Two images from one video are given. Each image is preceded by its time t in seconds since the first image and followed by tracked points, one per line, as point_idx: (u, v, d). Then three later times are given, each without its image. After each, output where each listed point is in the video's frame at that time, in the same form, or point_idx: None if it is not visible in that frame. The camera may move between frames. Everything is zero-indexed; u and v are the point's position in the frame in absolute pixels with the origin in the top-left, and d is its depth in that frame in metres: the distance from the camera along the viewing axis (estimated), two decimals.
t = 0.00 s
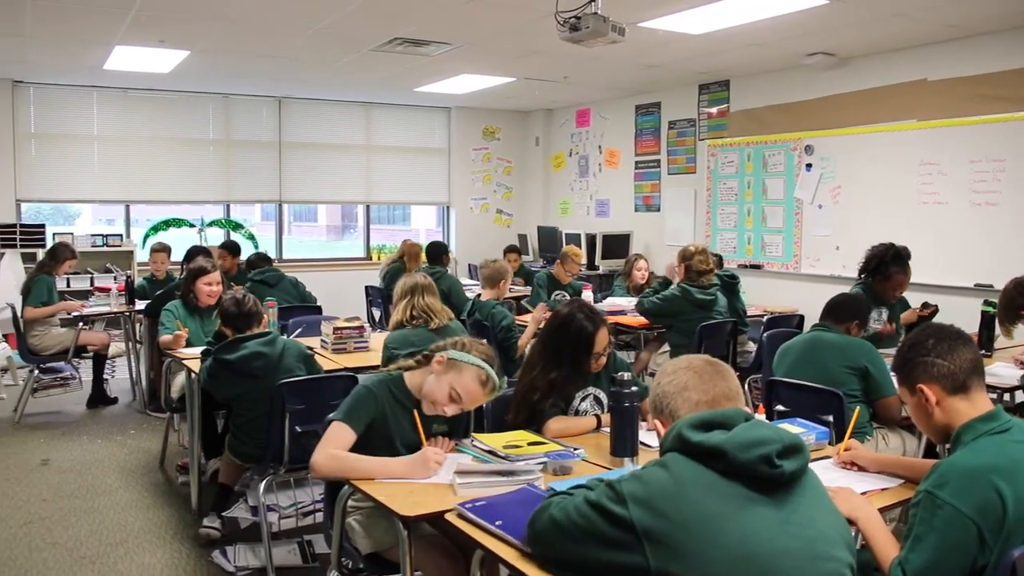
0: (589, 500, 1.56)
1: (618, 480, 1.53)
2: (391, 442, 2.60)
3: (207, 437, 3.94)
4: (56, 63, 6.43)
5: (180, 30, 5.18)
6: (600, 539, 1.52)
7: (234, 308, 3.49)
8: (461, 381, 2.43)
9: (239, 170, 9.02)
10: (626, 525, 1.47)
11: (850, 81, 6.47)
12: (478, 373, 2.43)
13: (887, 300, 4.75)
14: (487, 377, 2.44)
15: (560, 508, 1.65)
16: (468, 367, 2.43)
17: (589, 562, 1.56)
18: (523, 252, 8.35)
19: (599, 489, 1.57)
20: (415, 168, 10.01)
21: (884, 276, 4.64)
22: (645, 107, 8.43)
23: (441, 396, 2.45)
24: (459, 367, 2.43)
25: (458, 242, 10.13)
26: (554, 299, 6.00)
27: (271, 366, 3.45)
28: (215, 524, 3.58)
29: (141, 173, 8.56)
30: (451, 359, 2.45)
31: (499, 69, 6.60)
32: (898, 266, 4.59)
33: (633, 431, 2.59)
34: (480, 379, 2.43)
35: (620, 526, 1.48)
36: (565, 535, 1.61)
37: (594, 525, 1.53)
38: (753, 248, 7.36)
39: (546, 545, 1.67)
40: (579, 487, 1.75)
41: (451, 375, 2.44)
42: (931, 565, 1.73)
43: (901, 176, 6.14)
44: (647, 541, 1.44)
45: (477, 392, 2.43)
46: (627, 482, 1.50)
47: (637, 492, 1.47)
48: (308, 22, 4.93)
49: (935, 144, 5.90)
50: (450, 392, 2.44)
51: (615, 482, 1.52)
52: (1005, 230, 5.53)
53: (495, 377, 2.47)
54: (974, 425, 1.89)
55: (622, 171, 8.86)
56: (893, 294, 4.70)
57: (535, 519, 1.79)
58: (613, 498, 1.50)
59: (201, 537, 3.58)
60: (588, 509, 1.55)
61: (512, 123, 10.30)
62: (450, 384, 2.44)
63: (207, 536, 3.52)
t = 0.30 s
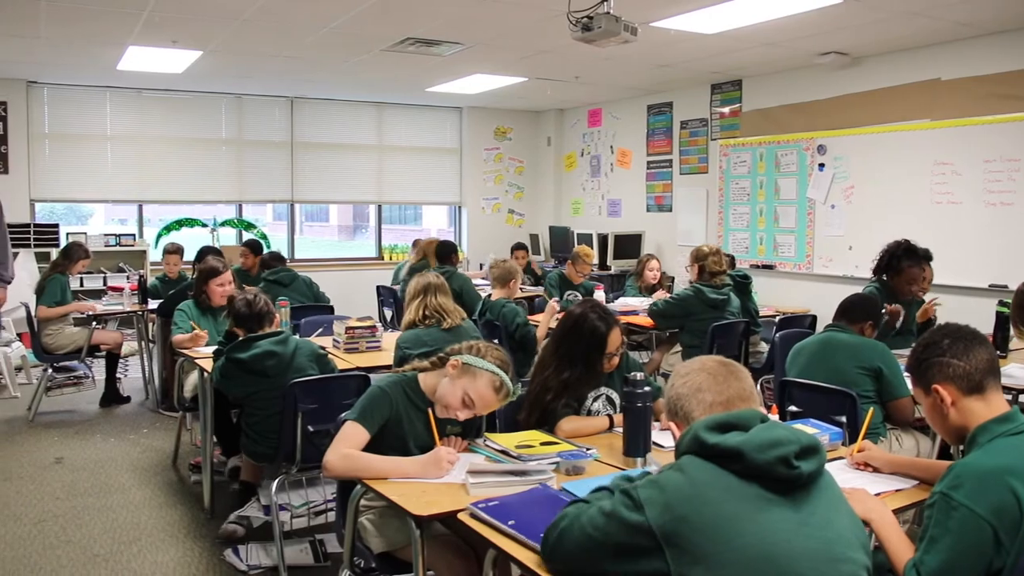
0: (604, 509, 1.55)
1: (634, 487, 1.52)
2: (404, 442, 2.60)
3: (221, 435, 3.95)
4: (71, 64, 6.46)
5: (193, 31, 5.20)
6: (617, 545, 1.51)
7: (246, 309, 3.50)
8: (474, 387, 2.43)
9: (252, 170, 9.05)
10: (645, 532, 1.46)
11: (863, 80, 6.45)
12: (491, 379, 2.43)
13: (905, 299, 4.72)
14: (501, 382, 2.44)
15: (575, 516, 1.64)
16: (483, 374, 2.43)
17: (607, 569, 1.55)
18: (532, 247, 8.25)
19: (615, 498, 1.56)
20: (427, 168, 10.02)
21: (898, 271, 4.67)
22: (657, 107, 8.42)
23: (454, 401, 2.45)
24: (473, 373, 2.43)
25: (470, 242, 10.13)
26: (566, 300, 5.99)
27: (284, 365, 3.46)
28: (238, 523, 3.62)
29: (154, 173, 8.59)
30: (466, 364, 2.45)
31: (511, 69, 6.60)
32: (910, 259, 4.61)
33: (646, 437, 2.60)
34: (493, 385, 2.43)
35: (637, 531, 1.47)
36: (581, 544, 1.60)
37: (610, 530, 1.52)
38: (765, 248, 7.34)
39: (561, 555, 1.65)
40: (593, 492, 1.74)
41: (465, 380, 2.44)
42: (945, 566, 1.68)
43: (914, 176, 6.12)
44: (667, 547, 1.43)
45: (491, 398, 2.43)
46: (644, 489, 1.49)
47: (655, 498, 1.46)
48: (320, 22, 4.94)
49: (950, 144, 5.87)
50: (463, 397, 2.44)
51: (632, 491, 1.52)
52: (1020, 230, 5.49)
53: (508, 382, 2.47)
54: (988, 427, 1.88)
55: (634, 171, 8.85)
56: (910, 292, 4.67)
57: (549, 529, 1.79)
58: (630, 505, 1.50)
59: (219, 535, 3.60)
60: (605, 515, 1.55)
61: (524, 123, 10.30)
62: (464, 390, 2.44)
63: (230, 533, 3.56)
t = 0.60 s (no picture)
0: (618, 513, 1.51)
1: (648, 490, 1.48)
2: (418, 443, 2.61)
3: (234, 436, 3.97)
4: (86, 66, 6.50)
5: (207, 33, 5.22)
6: (632, 550, 1.45)
7: (262, 310, 3.52)
8: (488, 390, 2.43)
9: (265, 171, 9.08)
10: (662, 535, 1.41)
11: (877, 80, 6.43)
12: (506, 383, 2.43)
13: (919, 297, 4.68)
14: (514, 386, 2.44)
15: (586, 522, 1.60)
16: (497, 377, 2.43)
17: None
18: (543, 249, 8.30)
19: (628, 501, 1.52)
20: (439, 169, 10.03)
21: (905, 270, 4.65)
22: (669, 108, 8.42)
23: (468, 404, 2.46)
24: (487, 376, 2.43)
25: (482, 243, 10.14)
26: (580, 300, 5.99)
27: (298, 366, 3.47)
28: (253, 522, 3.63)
29: (167, 174, 8.63)
30: (480, 367, 2.45)
31: (523, 70, 6.61)
32: (912, 256, 4.61)
33: (660, 436, 2.57)
34: (507, 389, 2.43)
35: (654, 536, 1.42)
36: (593, 548, 1.55)
37: (625, 534, 1.47)
38: (778, 249, 7.33)
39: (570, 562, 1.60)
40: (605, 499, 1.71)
41: (479, 383, 2.44)
42: (961, 569, 1.64)
43: (928, 177, 6.10)
44: (686, 550, 1.39)
45: (504, 401, 2.44)
46: (660, 492, 1.45)
47: (673, 500, 1.42)
48: (333, 23, 4.95)
49: (963, 144, 5.85)
50: (477, 400, 2.45)
51: (646, 493, 1.47)
52: None
53: (522, 385, 2.47)
54: (1003, 428, 1.83)
55: (646, 172, 8.85)
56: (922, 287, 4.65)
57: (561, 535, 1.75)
58: (647, 509, 1.45)
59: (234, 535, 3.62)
60: (618, 519, 1.50)
61: (536, 124, 10.30)
62: (478, 393, 2.44)
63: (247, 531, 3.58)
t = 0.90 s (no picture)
0: (632, 515, 1.51)
1: (662, 491, 1.48)
2: (431, 444, 2.62)
3: (246, 436, 4.00)
4: (101, 69, 6.54)
5: (220, 35, 5.25)
6: (645, 552, 1.45)
7: (276, 310, 3.54)
8: (501, 393, 2.44)
9: (277, 173, 9.11)
10: (676, 536, 1.42)
11: (889, 82, 6.42)
12: (519, 386, 2.43)
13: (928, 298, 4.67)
14: (527, 389, 2.44)
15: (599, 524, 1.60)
16: (510, 380, 2.43)
17: None
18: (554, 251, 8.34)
19: (642, 503, 1.53)
20: (451, 171, 10.05)
21: (913, 274, 4.63)
22: (680, 109, 8.42)
23: (481, 407, 2.47)
24: (500, 379, 2.44)
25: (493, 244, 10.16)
26: (591, 302, 6.01)
27: (310, 367, 3.49)
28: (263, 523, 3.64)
29: (180, 176, 8.67)
30: (493, 370, 2.46)
31: (534, 71, 6.62)
32: (919, 260, 4.59)
33: (672, 438, 2.58)
34: (520, 392, 2.43)
35: (668, 537, 1.42)
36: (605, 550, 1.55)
37: (639, 535, 1.47)
38: (789, 250, 7.32)
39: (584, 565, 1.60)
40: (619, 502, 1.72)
41: (492, 385, 2.45)
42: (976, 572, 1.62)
43: (940, 178, 6.08)
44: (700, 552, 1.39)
45: (517, 404, 2.44)
46: (674, 493, 1.46)
47: (688, 500, 1.42)
48: (345, 26, 4.97)
49: (976, 145, 5.83)
50: (490, 402, 2.46)
51: (660, 494, 1.48)
52: None
53: (535, 389, 2.48)
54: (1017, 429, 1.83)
55: (657, 174, 8.85)
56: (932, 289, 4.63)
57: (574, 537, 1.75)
58: (661, 510, 1.45)
59: (246, 535, 3.63)
60: (632, 520, 1.51)
61: (547, 125, 10.31)
62: (490, 395, 2.45)
63: (255, 533, 3.58)
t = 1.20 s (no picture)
0: (644, 514, 1.51)
1: (675, 492, 1.47)
2: (441, 445, 2.62)
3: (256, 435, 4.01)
4: (113, 70, 6.57)
5: (231, 36, 5.26)
6: (656, 551, 1.45)
7: (286, 310, 3.54)
8: (512, 396, 2.44)
9: (287, 174, 9.13)
10: (688, 536, 1.41)
11: (900, 82, 6.41)
12: (529, 389, 2.43)
13: (931, 296, 4.67)
14: (538, 392, 2.44)
15: (611, 524, 1.60)
16: (521, 383, 2.43)
17: None
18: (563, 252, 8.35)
19: (654, 503, 1.52)
20: (460, 172, 10.06)
21: (919, 271, 4.60)
22: (690, 110, 8.42)
23: (492, 408, 2.47)
24: (511, 382, 2.44)
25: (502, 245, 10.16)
26: (601, 302, 6.01)
27: (320, 367, 3.50)
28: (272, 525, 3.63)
29: (191, 177, 8.70)
30: (504, 372, 2.46)
31: (545, 72, 6.62)
32: (924, 259, 4.56)
33: (682, 440, 2.58)
34: (531, 395, 2.43)
35: (680, 537, 1.41)
36: (616, 551, 1.54)
37: (650, 535, 1.46)
38: (799, 251, 7.31)
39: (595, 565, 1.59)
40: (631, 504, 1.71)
41: (503, 387, 2.46)
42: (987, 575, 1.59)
43: (951, 179, 6.07)
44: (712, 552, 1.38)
45: (528, 407, 2.44)
46: (686, 493, 1.45)
47: (700, 501, 1.42)
48: (356, 27, 4.98)
49: (987, 146, 5.82)
50: (501, 404, 2.46)
51: (672, 495, 1.47)
52: None
53: (546, 392, 2.47)
54: None
55: (667, 175, 8.85)
56: (935, 288, 4.62)
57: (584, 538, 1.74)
58: (673, 510, 1.44)
59: (255, 536, 3.63)
60: (645, 520, 1.50)
61: (556, 126, 10.31)
62: (501, 397, 2.45)
63: (265, 536, 3.58)
